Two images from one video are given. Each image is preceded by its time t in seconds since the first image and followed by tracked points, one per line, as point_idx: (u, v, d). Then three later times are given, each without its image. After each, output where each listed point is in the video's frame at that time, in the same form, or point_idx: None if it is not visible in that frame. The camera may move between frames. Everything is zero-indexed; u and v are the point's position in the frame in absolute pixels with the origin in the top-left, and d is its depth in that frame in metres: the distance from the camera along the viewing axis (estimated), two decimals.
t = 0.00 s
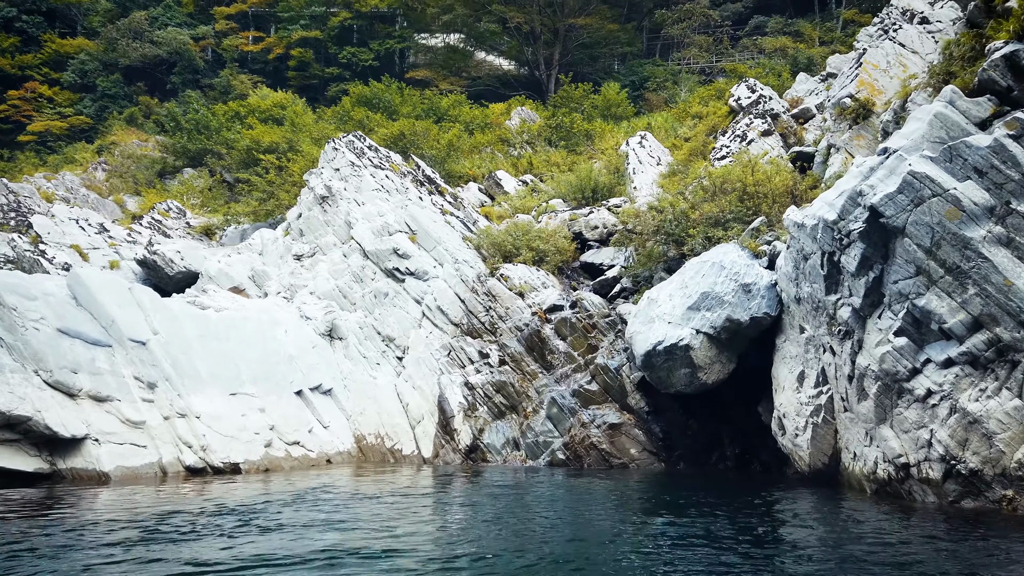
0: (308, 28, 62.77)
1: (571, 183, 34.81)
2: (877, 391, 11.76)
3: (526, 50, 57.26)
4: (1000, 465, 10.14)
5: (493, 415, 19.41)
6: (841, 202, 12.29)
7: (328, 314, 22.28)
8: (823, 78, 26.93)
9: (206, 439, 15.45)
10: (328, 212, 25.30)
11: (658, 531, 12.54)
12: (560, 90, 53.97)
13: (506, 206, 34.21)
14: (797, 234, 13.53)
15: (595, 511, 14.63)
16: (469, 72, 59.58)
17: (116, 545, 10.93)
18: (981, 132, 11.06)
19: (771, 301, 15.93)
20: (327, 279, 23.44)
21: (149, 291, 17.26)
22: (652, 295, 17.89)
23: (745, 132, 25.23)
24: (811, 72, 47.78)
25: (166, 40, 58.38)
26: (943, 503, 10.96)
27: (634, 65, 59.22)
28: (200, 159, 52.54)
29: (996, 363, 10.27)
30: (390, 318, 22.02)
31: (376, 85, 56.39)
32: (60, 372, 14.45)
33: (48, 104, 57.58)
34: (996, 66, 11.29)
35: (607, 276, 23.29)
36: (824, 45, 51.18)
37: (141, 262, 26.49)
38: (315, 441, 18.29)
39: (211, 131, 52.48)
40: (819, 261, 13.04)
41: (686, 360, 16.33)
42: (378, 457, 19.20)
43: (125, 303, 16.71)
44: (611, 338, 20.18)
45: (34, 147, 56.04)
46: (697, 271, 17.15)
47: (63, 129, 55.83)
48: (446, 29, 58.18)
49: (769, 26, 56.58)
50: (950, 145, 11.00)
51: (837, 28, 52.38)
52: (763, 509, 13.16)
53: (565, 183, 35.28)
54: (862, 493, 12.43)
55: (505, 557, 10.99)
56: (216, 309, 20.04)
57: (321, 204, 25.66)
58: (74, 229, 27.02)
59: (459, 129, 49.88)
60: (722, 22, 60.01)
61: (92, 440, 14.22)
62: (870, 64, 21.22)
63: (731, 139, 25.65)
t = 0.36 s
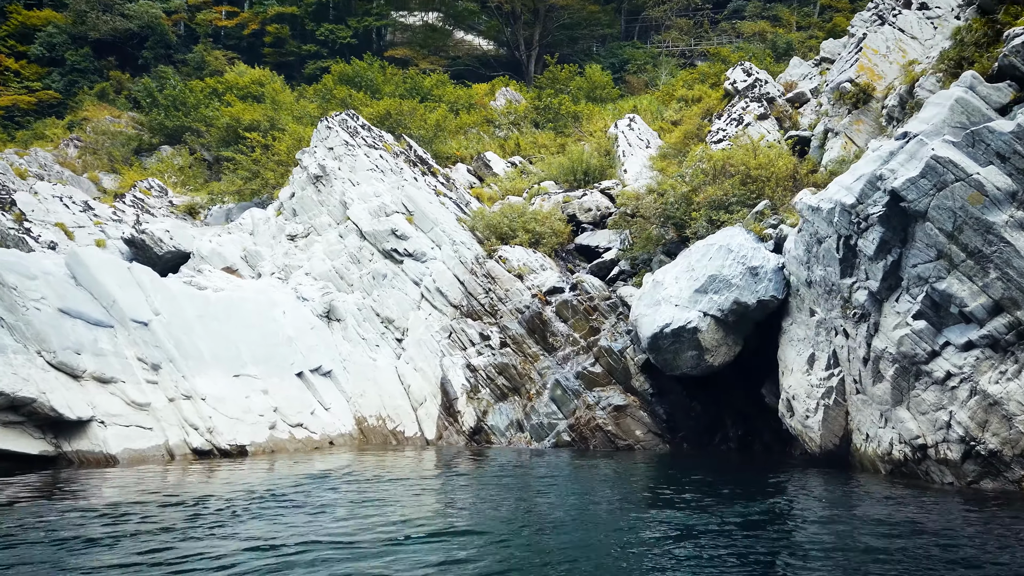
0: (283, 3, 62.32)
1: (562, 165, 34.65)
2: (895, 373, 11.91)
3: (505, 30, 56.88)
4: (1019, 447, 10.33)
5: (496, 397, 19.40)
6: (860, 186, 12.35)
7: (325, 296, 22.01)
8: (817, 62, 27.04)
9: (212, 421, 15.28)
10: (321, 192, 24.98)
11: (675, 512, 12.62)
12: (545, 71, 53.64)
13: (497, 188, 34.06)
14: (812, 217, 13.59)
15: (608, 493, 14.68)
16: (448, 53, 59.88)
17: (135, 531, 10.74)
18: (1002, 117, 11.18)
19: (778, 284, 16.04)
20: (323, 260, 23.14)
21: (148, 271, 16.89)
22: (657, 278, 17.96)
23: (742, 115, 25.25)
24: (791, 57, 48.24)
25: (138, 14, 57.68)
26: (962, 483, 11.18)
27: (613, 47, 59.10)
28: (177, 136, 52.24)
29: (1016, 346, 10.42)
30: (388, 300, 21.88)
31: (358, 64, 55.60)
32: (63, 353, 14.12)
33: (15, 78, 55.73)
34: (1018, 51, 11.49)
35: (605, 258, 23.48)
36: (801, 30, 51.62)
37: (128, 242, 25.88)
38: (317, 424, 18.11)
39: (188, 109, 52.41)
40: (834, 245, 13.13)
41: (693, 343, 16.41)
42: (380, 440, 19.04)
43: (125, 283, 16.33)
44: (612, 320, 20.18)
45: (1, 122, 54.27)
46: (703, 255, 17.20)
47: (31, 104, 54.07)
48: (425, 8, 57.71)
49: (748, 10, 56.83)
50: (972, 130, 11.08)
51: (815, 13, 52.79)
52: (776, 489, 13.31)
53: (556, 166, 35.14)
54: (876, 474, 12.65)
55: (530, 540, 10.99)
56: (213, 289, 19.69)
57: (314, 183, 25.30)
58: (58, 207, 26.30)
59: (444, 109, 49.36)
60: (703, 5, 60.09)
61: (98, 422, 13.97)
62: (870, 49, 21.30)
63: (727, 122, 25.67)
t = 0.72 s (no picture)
0: None
1: (559, 152, 34.59)
2: (917, 362, 12.06)
3: (490, 15, 56.56)
4: None
5: (504, 384, 19.42)
6: (884, 175, 12.42)
7: (329, 282, 21.82)
8: (817, 51, 27.15)
9: (225, 409, 15.09)
10: (322, 176, 24.71)
11: (698, 498, 12.69)
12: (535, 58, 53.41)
13: (493, 175, 33.97)
14: (832, 206, 13.68)
15: (625, 480, 14.73)
16: (433, 36, 60.21)
17: (163, 520, 10.57)
18: None
19: (791, 273, 16.09)
20: (325, 246, 22.91)
21: (156, 256, 16.63)
22: (668, 267, 17.98)
23: (744, 104, 25.28)
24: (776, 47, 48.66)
25: None
26: (987, 469, 11.41)
27: (598, 35, 59.01)
28: (162, 119, 51.11)
29: None
30: (393, 286, 21.74)
31: (346, 47, 54.95)
32: (75, 339, 13.87)
33: None
34: None
35: (609, 247, 23.54)
36: (786, 19, 51.98)
37: (122, 227, 25.43)
38: (327, 411, 17.99)
39: (173, 91, 51.69)
40: (855, 234, 13.22)
41: (706, 331, 16.48)
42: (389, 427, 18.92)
43: (133, 268, 16.06)
44: (620, 308, 20.23)
45: None
46: (715, 243, 17.25)
47: (7, 85, 52.72)
48: None
49: None
50: (1001, 121, 11.30)
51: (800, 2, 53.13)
52: (795, 475, 13.45)
53: (552, 154, 35.02)
54: (897, 461, 12.83)
55: (562, 527, 10.99)
56: (218, 275, 19.44)
57: (314, 168, 25.02)
58: (50, 190, 25.77)
59: (436, 94, 48.98)
60: None
61: (112, 409, 13.73)
62: (876, 39, 21.40)
63: (729, 110, 25.70)
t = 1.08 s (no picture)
0: None
1: (561, 140, 34.56)
2: (945, 351, 12.17)
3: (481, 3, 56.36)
4: None
5: (518, 372, 19.35)
6: (913, 165, 12.48)
7: (338, 271, 21.69)
8: (822, 42, 27.26)
9: (246, 397, 14.98)
10: (328, 163, 24.50)
11: (727, 485, 12.74)
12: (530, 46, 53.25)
13: (494, 164, 33.90)
14: (857, 196, 13.75)
15: (648, 468, 14.77)
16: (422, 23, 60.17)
17: (198, 507, 10.44)
18: None
19: (810, 262, 16.10)
20: (333, 234, 22.73)
21: (170, 244, 16.44)
22: (684, 256, 17.97)
23: (751, 93, 25.36)
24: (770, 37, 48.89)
25: None
26: (1016, 455, 11.56)
27: (589, 23, 58.94)
28: (152, 105, 51.34)
29: None
30: (403, 275, 21.63)
31: (339, 33, 54.45)
32: (95, 327, 13.67)
33: None
34: None
35: (617, 236, 23.62)
36: (778, 9, 52.29)
37: (124, 213, 25.12)
38: (341, 399, 17.89)
39: (162, 77, 51.22)
40: (881, 223, 13.29)
41: (724, 320, 16.55)
42: (402, 416, 18.83)
43: (149, 255, 15.86)
44: (632, 297, 20.28)
45: None
46: (732, 232, 17.29)
47: None
48: None
49: None
50: None
51: None
52: (820, 462, 13.53)
53: (553, 143, 34.92)
54: (922, 448, 12.96)
55: (598, 514, 11.00)
56: (229, 263, 19.25)
57: (320, 155, 24.80)
58: (49, 175, 25.39)
59: (431, 81, 48.70)
60: None
61: (134, 398, 13.58)
62: (887, 29, 21.54)
63: (735, 100, 25.77)
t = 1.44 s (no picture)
0: None
1: (565, 128, 34.48)
2: (975, 338, 12.33)
3: None
4: None
5: (533, 360, 19.33)
6: (943, 154, 12.52)
7: (349, 258, 21.55)
8: (829, 31, 27.31)
9: (269, 384, 14.87)
10: (336, 150, 24.33)
11: (755, 469, 12.83)
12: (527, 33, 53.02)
13: (496, 151, 33.76)
14: (884, 184, 13.81)
15: (671, 453, 14.85)
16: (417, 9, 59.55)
17: (236, 490, 10.39)
18: None
19: (829, 250, 16.11)
20: (343, 221, 22.57)
21: (188, 230, 16.28)
22: (702, 244, 17.96)
23: (760, 82, 25.39)
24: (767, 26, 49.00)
25: None
26: None
27: (582, 10, 58.74)
28: (144, 90, 50.79)
29: None
30: (416, 262, 21.52)
31: (333, 18, 53.90)
32: (120, 314, 13.52)
33: None
34: None
35: (627, 224, 23.62)
36: None
37: (128, 198, 24.90)
38: (358, 387, 17.82)
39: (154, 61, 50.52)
40: (909, 212, 13.35)
41: (743, 308, 16.59)
42: (418, 403, 18.79)
43: (168, 242, 15.69)
44: (646, 286, 20.03)
45: None
46: (751, 220, 17.32)
47: None
48: None
49: None
50: None
51: None
52: (845, 447, 13.66)
53: (556, 130, 34.81)
54: (950, 433, 13.11)
55: (635, 496, 11.06)
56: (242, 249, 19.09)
57: (328, 141, 24.60)
58: (51, 159, 25.11)
59: (429, 68, 48.40)
60: None
61: (159, 385, 13.47)
62: (900, 19, 21.62)
63: (744, 88, 25.80)
